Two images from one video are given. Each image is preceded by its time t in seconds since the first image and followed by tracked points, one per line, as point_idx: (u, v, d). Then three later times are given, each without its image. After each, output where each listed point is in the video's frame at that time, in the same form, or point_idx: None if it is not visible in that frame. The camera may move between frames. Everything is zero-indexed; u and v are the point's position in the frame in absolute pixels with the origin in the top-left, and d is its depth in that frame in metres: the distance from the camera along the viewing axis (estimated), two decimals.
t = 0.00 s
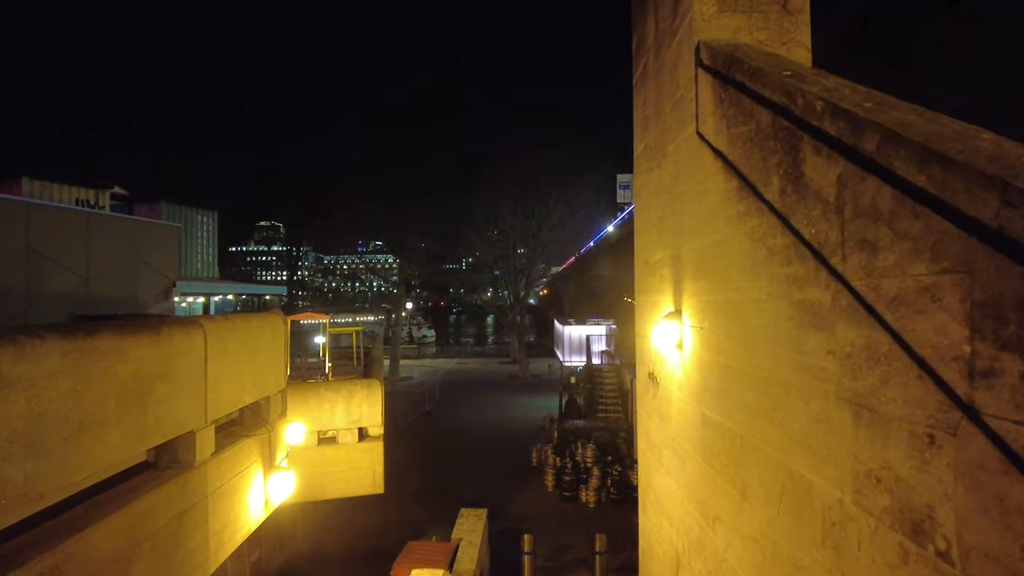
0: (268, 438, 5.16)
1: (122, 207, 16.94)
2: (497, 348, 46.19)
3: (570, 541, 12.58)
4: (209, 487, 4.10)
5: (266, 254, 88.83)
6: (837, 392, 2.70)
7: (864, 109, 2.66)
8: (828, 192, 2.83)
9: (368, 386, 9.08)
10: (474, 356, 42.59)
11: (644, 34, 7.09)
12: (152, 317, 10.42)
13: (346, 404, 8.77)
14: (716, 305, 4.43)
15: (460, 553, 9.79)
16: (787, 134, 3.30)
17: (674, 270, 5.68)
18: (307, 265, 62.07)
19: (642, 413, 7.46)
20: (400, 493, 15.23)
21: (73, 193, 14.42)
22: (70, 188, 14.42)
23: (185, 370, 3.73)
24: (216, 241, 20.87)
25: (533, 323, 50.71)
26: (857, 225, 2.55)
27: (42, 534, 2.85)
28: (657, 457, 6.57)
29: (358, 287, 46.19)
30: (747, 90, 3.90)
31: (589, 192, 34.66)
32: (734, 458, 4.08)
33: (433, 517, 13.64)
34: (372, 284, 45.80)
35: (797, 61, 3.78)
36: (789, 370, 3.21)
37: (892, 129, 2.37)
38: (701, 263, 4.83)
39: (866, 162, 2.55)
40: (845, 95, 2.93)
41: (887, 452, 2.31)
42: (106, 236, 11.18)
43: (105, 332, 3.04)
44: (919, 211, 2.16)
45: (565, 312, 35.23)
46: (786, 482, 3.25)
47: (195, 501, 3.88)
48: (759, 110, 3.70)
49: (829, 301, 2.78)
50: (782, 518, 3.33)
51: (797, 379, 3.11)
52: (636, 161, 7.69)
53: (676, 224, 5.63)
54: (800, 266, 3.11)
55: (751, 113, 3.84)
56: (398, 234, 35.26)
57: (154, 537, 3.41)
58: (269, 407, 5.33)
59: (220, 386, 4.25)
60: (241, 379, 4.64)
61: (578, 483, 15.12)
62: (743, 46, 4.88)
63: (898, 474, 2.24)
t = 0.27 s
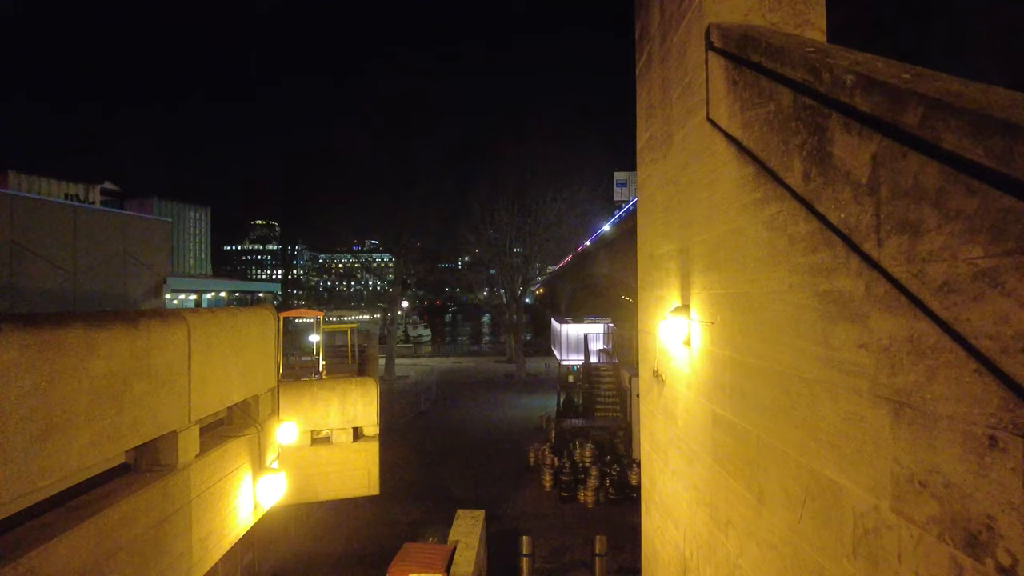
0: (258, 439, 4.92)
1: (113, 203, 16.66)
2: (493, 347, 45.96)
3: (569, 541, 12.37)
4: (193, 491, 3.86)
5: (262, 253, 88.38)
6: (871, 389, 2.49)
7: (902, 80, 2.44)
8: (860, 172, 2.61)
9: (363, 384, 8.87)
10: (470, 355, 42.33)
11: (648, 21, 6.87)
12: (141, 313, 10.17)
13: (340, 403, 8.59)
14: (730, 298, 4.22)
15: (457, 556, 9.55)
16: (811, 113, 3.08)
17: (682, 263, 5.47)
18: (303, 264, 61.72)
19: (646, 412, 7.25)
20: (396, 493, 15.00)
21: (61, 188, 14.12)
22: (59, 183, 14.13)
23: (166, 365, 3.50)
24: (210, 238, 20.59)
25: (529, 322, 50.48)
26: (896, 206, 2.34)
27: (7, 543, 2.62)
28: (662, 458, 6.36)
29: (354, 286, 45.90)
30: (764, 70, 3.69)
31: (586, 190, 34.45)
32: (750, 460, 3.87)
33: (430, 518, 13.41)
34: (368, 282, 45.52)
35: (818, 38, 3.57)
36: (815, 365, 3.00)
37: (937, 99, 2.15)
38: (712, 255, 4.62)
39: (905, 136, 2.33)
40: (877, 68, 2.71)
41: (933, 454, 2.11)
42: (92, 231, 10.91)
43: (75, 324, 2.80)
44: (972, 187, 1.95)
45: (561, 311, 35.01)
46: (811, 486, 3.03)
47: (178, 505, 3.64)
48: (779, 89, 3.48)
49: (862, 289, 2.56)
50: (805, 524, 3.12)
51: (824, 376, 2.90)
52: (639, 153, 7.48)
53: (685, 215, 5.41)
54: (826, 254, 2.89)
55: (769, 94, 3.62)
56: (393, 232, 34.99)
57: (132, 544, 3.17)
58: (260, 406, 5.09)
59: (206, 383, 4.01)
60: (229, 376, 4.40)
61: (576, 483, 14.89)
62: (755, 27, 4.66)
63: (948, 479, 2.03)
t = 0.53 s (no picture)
0: (242, 445, 4.69)
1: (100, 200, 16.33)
2: (487, 346, 45.71)
3: (564, 545, 12.18)
4: (169, 504, 3.62)
5: (254, 251, 87.68)
6: (901, 399, 2.31)
7: (938, 63, 2.25)
8: (889, 164, 2.42)
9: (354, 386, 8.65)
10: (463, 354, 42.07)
11: (649, 12, 6.67)
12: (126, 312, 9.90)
13: (330, 407, 8.37)
14: (739, 298, 4.03)
15: (450, 561, 9.31)
16: (831, 102, 2.88)
17: (685, 262, 5.28)
18: (295, 262, 61.23)
19: (646, 414, 7.06)
20: (388, 496, 14.77)
21: (46, 183, 13.79)
22: (44, 178, 13.79)
23: (140, 370, 3.27)
24: (199, 236, 20.25)
25: (523, 321, 50.23)
26: (932, 200, 2.15)
27: None
28: (662, 463, 6.18)
29: (346, 285, 45.55)
30: (777, 59, 3.50)
31: (580, 189, 34.22)
32: (759, 469, 3.68)
33: (422, 521, 13.19)
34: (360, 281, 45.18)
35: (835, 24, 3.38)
36: (834, 372, 2.81)
37: (981, 82, 1.96)
38: (718, 254, 4.43)
39: (941, 124, 2.14)
40: (906, 51, 2.52)
41: (976, 473, 1.92)
42: (76, 228, 10.62)
43: (32, 328, 2.56)
44: None
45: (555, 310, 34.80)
46: (828, 500, 2.84)
47: (152, 520, 3.40)
48: (795, 78, 3.29)
49: (891, 290, 2.37)
50: (822, 540, 2.94)
51: (844, 384, 2.71)
52: (640, 148, 7.28)
53: (688, 212, 5.23)
54: (848, 252, 2.70)
55: (783, 84, 3.43)
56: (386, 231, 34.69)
57: (101, 566, 2.93)
58: (244, 410, 4.86)
59: (185, 389, 3.78)
60: (210, 380, 4.17)
61: (570, 485, 14.67)
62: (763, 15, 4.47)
63: (996, 500, 1.84)
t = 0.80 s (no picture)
0: (217, 446, 4.43)
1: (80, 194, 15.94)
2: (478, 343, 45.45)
3: (555, 543, 11.99)
4: (135, 510, 3.35)
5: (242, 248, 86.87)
6: (924, 397, 2.12)
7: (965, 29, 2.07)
8: (908, 141, 2.24)
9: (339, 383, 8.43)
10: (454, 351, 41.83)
11: None
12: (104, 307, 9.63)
13: (314, 406, 8.16)
14: (739, 291, 3.85)
15: (439, 562, 9.11)
16: (841, 78, 2.70)
17: (681, 254, 5.10)
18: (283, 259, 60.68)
19: (639, 411, 6.88)
20: (377, 495, 14.54)
21: (24, 176, 13.42)
22: (21, 171, 13.42)
23: (100, 367, 3.04)
24: (183, 231, 19.85)
25: (513, 318, 50.00)
26: (960, 178, 1.96)
27: None
28: (656, 461, 6.00)
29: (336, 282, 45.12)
30: (781, 37, 3.31)
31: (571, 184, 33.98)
32: (762, 470, 3.50)
33: (412, 521, 12.98)
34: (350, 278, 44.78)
35: None
36: (845, 367, 2.62)
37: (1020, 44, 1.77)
38: (717, 244, 4.25)
39: (970, 94, 1.95)
40: (926, 19, 2.33)
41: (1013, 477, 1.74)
42: (52, 220, 10.31)
43: None
44: None
45: (546, 306, 34.61)
46: (839, 504, 2.67)
47: (116, 528, 3.13)
48: (800, 55, 3.10)
49: (911, 277, 2.18)
50: (831, 546, 2.75)
51: (858, 380, 2.53)
52: (633, 138, 7.09)
53: (685, 202, 5.04)
54: (862, 238, 2.52)
55: (788, 62, 3.24)
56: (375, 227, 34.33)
57: None
58: (220, 409, 4.62)
59: (154, 387, 3.55)
60: (182, 378, 3.93)
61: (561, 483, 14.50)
62: None
63: None
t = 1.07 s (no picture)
0: (193, 452, 4.20)
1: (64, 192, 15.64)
2: (470, 343, 45.23)
3: (549, 546, 11.81)
4: (100, 523, 3.11)
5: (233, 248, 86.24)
6: (952, 403, 1.93)
7: None
8: (932, 124, 2.06)
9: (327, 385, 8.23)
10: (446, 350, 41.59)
11: None
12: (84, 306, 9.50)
13: (301, 408, 7.95)
14: (742, 288, 3.67)
15: (430, 567, 8.89)
16: (855, 58, 2.52)
17: (679, 251, 4.91)
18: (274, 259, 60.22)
19: (635, 412, 6.70)
20: (368, 498, 14.33)
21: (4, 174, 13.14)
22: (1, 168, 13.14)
23: (59, 370, 2.84)
24: (171, 231, 19.55)
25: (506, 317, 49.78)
26: (996, 160, 1.78)
27: None
28: (653, 464, 5.82)
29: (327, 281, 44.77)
30: (788, 19, 3.13)
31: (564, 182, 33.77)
32: (767, 476, 3.32)
33: (403, 524, 12.78)
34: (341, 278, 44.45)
35: None
36: (861, 369, 2.44)
37: None
38: (719, 238, 4.06)
39: (1006, 68, 1.77)
40: None
41: None
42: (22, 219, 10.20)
43: None
44: None
45: (539, 305, 34.41)
46: (853, 515, 2.48)
47: (76, 544, 2.90)
48: (808, 35, 2.92)
49: (937, 271, 2.00)
50: (842, 560, 2.58)
51: (874, 382, 2.34)
52: (628, 132, 6.90)
53: (683, 196, 4.86)
54: (878, 229, 2.33)
55: (795, 45, 3.06)
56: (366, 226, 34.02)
57: None
58: (198, 414, 4.39)
59: (122, 392, 3.33)
60: (154, 382, 3.71)
61: (555, 483, 14.32)
62: None
63: None
